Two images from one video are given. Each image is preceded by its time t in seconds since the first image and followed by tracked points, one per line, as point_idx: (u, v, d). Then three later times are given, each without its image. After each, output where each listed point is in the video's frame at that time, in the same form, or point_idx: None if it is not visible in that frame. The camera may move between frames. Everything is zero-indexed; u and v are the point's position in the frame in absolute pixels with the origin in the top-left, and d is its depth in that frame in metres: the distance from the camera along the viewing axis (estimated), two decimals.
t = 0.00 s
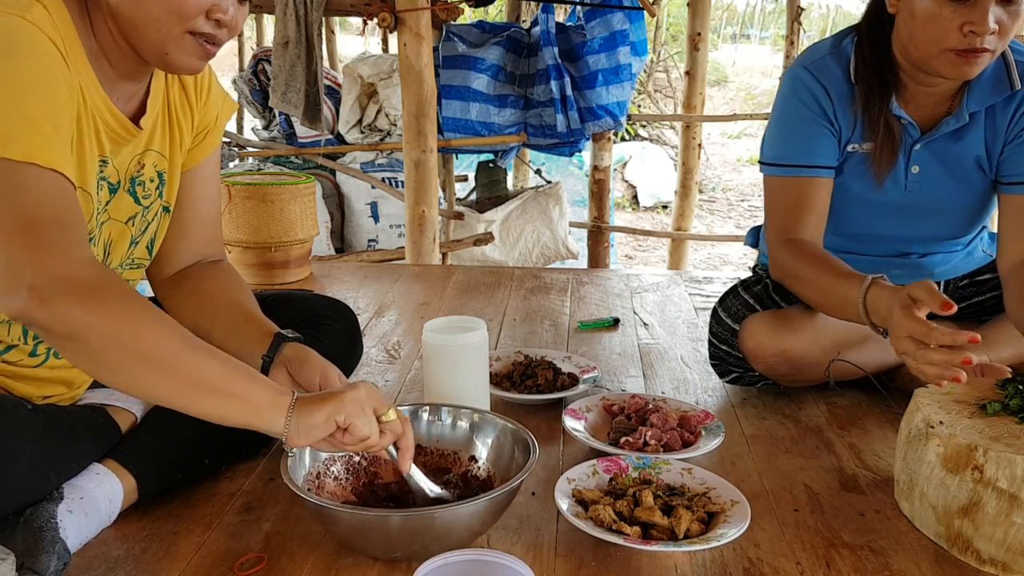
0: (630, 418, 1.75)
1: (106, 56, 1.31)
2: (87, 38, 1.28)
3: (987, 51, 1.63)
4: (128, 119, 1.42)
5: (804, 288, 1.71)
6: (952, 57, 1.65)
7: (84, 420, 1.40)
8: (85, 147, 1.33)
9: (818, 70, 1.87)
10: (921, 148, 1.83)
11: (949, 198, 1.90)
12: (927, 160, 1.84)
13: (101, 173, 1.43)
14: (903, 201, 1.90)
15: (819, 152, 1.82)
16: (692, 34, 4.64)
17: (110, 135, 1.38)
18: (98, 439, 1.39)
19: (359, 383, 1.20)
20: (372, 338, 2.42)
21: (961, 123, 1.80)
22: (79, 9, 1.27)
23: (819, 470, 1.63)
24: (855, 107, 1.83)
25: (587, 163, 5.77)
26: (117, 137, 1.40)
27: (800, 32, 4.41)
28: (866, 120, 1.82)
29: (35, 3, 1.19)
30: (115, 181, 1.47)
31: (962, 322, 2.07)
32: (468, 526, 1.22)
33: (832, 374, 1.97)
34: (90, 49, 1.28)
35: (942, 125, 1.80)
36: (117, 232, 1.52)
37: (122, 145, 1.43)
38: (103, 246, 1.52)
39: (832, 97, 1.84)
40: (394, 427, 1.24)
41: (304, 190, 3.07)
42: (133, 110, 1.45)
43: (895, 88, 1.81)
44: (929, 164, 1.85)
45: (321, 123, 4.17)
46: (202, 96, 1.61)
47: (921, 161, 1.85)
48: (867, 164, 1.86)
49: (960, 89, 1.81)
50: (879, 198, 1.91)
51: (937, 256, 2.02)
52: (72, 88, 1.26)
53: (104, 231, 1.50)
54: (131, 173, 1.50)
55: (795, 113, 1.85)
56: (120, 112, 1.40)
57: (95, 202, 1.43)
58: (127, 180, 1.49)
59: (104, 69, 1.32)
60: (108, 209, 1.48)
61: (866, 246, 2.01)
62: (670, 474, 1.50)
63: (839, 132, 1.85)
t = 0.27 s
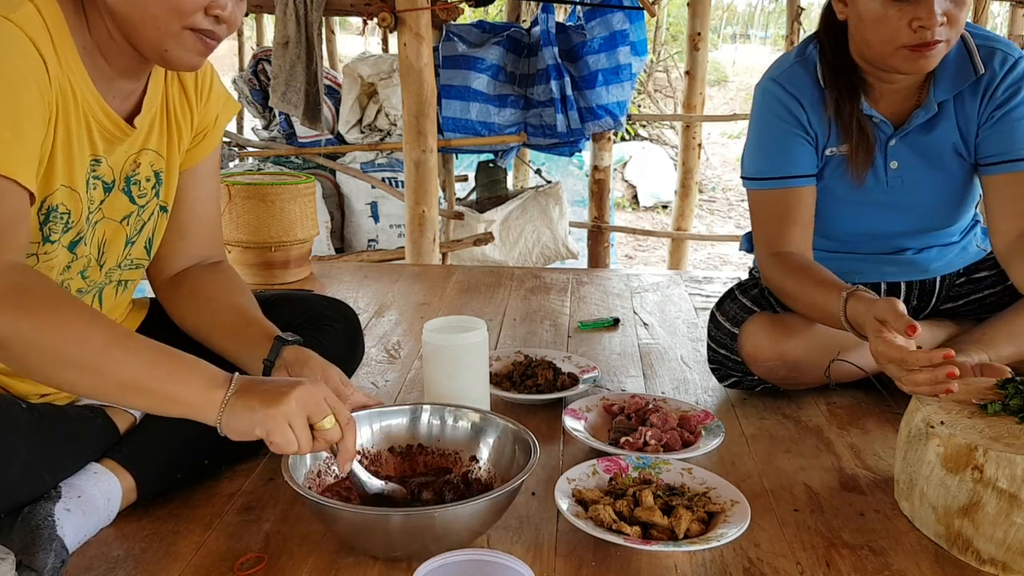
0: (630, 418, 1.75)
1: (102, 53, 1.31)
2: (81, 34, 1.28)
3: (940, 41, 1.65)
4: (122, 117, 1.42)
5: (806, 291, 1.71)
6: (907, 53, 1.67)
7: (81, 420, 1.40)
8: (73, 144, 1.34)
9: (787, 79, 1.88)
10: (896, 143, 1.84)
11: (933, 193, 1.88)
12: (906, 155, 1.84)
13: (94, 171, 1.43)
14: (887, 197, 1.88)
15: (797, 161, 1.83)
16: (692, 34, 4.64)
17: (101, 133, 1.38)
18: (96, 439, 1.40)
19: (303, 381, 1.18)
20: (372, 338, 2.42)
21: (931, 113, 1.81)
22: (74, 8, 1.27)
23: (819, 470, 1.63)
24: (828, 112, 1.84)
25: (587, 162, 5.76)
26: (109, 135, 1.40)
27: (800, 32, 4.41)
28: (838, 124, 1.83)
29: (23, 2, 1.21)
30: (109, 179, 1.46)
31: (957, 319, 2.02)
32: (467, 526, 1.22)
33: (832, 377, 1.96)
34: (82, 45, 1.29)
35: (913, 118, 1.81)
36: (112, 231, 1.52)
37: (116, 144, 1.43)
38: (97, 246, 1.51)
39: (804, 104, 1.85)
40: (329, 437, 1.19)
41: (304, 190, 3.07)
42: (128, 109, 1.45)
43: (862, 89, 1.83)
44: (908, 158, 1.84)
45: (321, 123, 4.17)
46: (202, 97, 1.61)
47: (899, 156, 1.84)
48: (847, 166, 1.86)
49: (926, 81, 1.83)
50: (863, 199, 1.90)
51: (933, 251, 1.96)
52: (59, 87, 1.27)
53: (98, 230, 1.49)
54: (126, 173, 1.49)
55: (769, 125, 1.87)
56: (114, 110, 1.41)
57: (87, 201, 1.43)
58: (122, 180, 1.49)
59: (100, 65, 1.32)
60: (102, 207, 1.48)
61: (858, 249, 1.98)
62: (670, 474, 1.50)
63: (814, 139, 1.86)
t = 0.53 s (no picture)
0: (630, 418, 1.75)
1: (84, 47, 1.31)
2: (63, 33, 1.29)
3: (903, 38, 1.67)
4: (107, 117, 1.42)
5: (801, 292, 1.71)
6: (871, 53, 1.69)
7: (84, 420, 1.39)
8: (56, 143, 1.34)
9: (761, 85, 1.89)
10: (877, 140, 1.84)
11: (920, 188, 1.88)
12: (889, 150, 1.84)
13: (80, 171, 1.43)
14: (875, 194, 1.88)
15: (781, 164, 1.83)
16: (692, 34, 4.64)
17: (86, 132, 1.39)
18: (97, 440, 1.40)
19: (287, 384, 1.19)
20: (372, 338, 2.42)
21: (908, 107, 1.81)
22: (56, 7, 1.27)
23: (819, 470, 1.63)
24: (805, 115, 1.84)
25: (587, 163, 5.76)
26: (94, 135, 1.41)
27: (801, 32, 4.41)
28: (817, 125, 1.84)
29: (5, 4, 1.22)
30: (96, 179, 1.47)
31: (955, 318, 2.01)
32: (466, 505, 1.23)
33: (832, 378, 1.96)
34: (64, 43, 1.29)
35: (890, 112, 1.82)
36: (100, 231, 1.52)
37: (101, 144, 1.44)
38: (86, 247, 1.51)
39: (781, 108, 1.86)
40: (315, 443, 1.19)
41: (304, 190, 3.07)
42: (114, 108, 1.44)
43: (836, 89, 1.84)
44: (891, 153, 1.84)
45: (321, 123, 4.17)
46: (187, 94, 1.61)
47: (882, 152, 1.84)
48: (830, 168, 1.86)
49: (899, 76, 1.84)
50: (851, 197, 1.89)
51: (927, 246, 1.95)
52: (41, 89, 1.29)
53: (86, 230, 1.49)
54: (113, 172, 1.49)
55: (749, 132, 1.87)
56: (98, 109, 1.40)
57: (74, 202, 1.43)
58: (109, 179, 1.49)
59: (84, 62, 1.32)
60: (90, 208, 1.48)
61: (851, 248, 1.97)
62: (670, 474, 1.50)
63: (796, 142, 1.86)
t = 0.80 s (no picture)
0: (630, 418, 1.75)
1: (62, 45, 1.31)
2: (41, 33, 1.28)
3: (888, 36, 1.68)
4: (87, 117, 1.42)
5: (797, 292, 1.71)
6: (858, 53, 1.70)
7: (81, 420, 1.39)
8: (38, 144, 1.34)
9: (749, 89, 1.89)
10: (868, 137, 1.84)
11: (914, 185, 1.88)
12: (880, 148, 1.84)
13: (65, 172, 1.43)
14: (870, 192, 1.88)
15: (772, 165, 1.83)
16: (693, 34, 4.64)
17: (67, 132, 1.39)
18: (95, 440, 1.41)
19: (289, 376, 1.18)
20: (372, 338, 2.42)
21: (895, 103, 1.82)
22: (34, 8, 1.27)
23: (819, 470, 1.63)
24: (793, 116, 1.85)
25: (587, 163, 5.77)
26: (76, 135, 1.41)
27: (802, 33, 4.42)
28: (807, 125, 1.84)
29: None
30: (81, 180, 1.46)
31: (955, 318, 2.01)
32: (466, 485, 1.23)
33: (832, 378, 1.96)
34: (42, 43, 1.29)
35: (879, 110, 1.82)
36: (85, 233, 1.51)
37: (83, 144, 1.44)
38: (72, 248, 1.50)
39: (770, 110, 1.86)
40: (319, 432, 1.18)
41: (304, 190, 3.07)
42: (97, 107, 1.45)
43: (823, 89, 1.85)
44: (882, 150, 1.84)
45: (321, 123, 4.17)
46: (173, 94, 1.60)
47: (873, 150, 1.85)
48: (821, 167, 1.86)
49: (885, 74, 1.85)
50: (845, 196, 1.89)
51: (926, 244, 1.94)
52: (20, 90, 1.29)
53: (74, 231, 1.49)
54: (98, 173, 1.49)
55: (738, 135, 1.87)
56: (79, 108, 1.40)
57: (60, 203, 1.43)
58: (94, 180, 1.49)
59: (62, 60, 1.32)
60: (76, 210, 1.47)
61: (847, 248, 1.96)
62: (670, 474, 1.50)
63: (786, 144, 1.86)
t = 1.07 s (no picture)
0: (630, 418, 1.75)
1: (52, 44, 1.31)
2: (32, 33, 1.28)
3: (890, 36, 1.69)
4: (80, 116, 1.42)
5: (797, 291, 1.71)
6: (859, 52, 1.70)
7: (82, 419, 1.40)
8: (29, 144, 1.35)
9: (751, 88, 1.90)
10: (869, 137, 1.84)
11: (915, 185, 1.88)
12: (881, 148, 1.84)
13: (58, 172, 1.42)
14: (871, 191, 1.88)
15: (773, 164, 1.83)
16: (692, 34, 4.64)
17: (59, 132, 1.39)
18: (96, 440, 1.40)
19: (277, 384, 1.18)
20: (372, 338, 2.42)
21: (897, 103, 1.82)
22: (23, 11, 1.27)
23: (819, 470, 1.63)
24: (794, 115, 1.85)
25: (587, 163, 5.77)
26: (69, 135, 1.40)
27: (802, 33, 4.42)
28: (807, 125, 1.84)
29: None
30: (76, 180, 1.46)
31: (954, 318, 2.01)
32: (475, 492, 1.23)
33: (832, 378, 1.96)
34: (33, 43, 1.29)
35: (880, 110, 1.82)
36: (80, 232, 1.50)
37: (76, 143, 1.43)
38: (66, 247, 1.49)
39: (771, 109, 1.86)
40: (310, 438, 1.18)
41: (304, 190, 3.07)
42: (89, 107, 1.45)
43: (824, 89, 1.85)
44: (883, 151, 1.84)
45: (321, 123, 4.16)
46: (168, 92, 1.60)
47: (874, 150, 1.85)
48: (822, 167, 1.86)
49: (886, 74, 1.85)
50: (846, 196, 1.89)
51: (926, 244, 1.94)
52: (10, 90, 1.29)
53: (69, 231, 1.48)
54: (92, 173, 1.49)
55: (740, 134, 1.87)
56: (72, 109, 1.40)
57: (55, 203, 1.43)
58: (88, 180, 1.48)
59: (53, 59, 1.32)
60: (71, 210, 1.47)
61: (847, 247, 1.96)
62: (670, 474, 1.50)
63: (787, 143, 1.87)
